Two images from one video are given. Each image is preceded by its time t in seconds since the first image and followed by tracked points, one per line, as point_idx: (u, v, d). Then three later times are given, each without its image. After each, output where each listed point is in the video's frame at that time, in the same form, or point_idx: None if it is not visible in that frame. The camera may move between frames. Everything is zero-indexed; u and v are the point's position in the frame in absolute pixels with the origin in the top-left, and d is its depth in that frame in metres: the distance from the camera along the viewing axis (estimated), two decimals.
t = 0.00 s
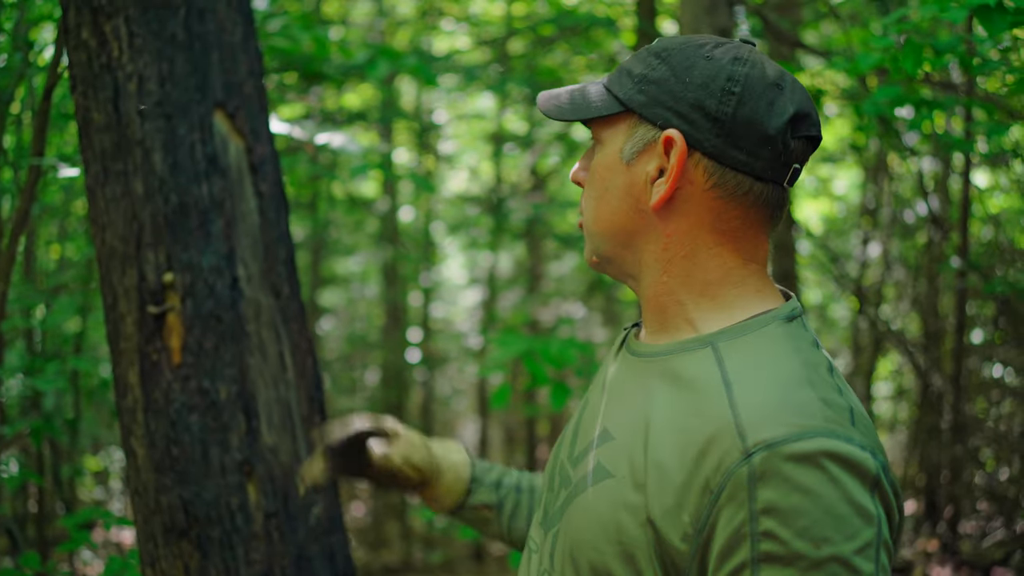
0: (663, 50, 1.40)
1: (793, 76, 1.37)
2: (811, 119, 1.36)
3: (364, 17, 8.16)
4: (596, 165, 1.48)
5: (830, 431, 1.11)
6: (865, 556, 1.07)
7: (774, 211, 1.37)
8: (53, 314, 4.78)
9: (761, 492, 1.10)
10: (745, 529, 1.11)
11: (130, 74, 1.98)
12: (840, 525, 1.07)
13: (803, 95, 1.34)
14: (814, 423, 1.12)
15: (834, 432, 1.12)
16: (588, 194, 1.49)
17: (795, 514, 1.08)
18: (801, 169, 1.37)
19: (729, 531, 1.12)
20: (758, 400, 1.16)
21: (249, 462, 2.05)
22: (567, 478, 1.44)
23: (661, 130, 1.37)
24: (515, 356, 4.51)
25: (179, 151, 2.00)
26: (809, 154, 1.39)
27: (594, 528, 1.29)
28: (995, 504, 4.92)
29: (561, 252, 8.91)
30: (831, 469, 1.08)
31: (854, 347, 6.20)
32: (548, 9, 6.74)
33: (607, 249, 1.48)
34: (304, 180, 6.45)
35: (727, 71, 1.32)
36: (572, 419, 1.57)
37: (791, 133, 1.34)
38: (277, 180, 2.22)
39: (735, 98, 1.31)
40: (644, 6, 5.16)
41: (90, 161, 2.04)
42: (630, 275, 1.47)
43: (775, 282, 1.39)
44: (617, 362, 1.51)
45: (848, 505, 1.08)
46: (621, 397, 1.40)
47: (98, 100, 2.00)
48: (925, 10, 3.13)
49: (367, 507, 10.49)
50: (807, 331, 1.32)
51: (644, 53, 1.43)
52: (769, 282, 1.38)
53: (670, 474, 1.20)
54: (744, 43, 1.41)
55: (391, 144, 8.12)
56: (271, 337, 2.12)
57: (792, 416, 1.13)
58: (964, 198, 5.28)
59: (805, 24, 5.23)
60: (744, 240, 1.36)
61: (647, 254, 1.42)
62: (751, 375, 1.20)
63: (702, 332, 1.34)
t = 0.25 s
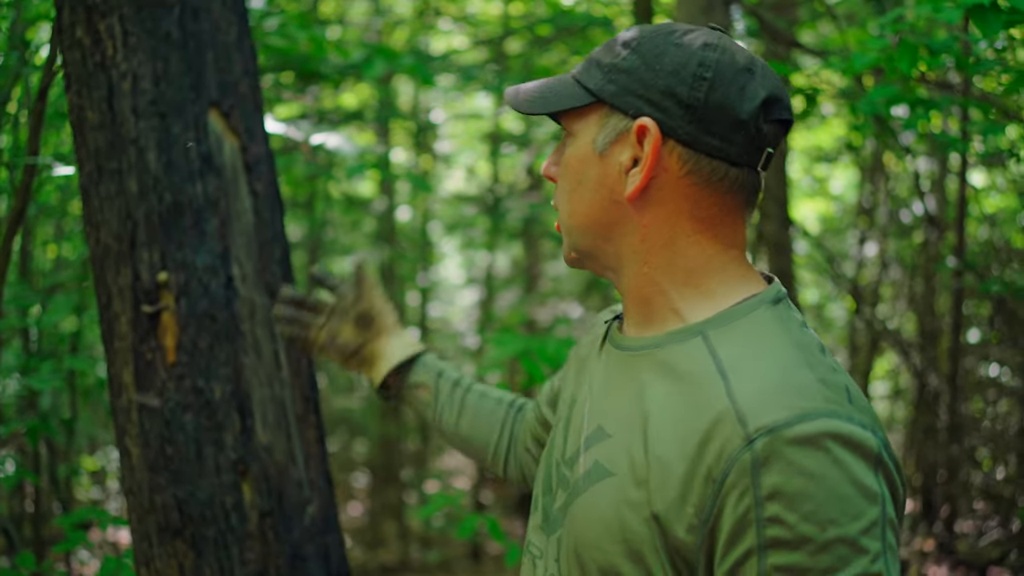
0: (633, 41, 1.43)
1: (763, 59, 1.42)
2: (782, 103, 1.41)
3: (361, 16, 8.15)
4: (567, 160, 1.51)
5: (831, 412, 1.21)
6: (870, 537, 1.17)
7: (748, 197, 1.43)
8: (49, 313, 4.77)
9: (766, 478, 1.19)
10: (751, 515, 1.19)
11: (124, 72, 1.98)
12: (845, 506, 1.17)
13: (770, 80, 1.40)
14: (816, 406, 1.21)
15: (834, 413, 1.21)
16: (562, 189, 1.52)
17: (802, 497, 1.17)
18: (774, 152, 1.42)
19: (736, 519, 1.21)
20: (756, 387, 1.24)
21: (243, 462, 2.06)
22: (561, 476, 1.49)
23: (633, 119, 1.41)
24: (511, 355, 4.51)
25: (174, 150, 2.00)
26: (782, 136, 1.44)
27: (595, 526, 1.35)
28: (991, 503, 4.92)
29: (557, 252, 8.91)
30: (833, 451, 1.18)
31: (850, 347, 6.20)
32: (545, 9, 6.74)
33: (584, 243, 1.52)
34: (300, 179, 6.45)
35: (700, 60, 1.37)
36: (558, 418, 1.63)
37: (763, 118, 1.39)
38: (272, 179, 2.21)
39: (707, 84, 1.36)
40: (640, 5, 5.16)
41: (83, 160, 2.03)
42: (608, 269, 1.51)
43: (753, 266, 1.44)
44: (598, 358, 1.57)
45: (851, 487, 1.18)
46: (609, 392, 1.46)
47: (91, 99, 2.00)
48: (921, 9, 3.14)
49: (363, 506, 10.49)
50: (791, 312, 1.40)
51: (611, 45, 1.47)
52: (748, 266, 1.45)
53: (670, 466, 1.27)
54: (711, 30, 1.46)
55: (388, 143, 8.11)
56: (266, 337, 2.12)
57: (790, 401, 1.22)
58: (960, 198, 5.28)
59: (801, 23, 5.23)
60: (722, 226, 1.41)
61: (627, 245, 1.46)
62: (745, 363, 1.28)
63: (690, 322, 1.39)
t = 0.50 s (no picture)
0: (594, 48, 1.53)
1: (732, 43, 1.49)
2: (755, 83, 1.47)
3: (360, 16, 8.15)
4: (554, 173, 1.61)
5: (834, 416, 1.26)
6: (885, 543, 1.22)
7: (742, 182, 1.49)
8: (48, 313, 4.77)
9: (769, 489, 1.24)
10: (755, 527, 1.25)
11: (124, 73, 1.98)
12: (854, 515, 1.21)
13: (739, 60, 1.47)
14: (820, 411, 1.26)
15: (838, 418, 1.25)
16: (554, 202, 1.62)
17: (806, 506, 1.22)
18: (759, 134, 1.48)
19: (738, 531, 1.26)
20: (758, 393, 1.29)
21: (242, 462, 2.05)
22: (569, 485, 1.56)
23: (605, 120, 1.50)
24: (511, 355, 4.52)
25: (173, 150, 2.00)
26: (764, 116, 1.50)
27: (602, 536, 1.42)
28: (990, 504, 4.93)
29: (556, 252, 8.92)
30: (839, 458, 1.23)
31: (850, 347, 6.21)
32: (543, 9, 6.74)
33: (578, 251, 1.60)
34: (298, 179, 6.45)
35: (658, 51, 1.46)
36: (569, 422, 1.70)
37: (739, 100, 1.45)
38: (272, 179, 2.21)
39: (674, 74, 1.44)
40: (639, 6, 5.17)
41: (83, 160, 2.04)
42: (606, 275, 1.59)
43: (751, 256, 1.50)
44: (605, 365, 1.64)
45: (857, 495, 1.22)
46: (615, 398, 1.52)
47: (91, 99, 2.00)
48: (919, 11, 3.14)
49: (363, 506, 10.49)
50: (793, 308, 1.45)
51: (576, 55, 1.57)
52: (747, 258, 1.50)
53: (672, 478, 1.33)
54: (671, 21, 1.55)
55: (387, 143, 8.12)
56: (265, 337, 2.12)
57: (792, 407, 1.26)
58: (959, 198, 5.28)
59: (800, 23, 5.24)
60: (715, 218, 1.47)
61: (620, 250, 1.54)
62: (747, 369, 1.33)
63: (692, 323, 1.46)
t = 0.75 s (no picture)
0: (626, 18, 1.56)
1: (769, 39, 1.52)
2: (782, 88, 1.51)
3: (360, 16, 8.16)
4: (566, 141, 1.68)
5: (802, 436, 1.27)
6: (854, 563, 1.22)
7: (750, 188, 1.55)
8: (47, 313, 4.78)
9: (729, 509, 1.26)
10: (715, 546, 1.27)
11: (123, 73, 1.98)
12: (816, 538, 1.22)
13: (770, 62, 1.50)
14: (789, 431, 1.27)
15: (808, 438, 1.27)
16: (560, 175, 1.69)
17: (766, 527, 1.24)
18: (778, 142, 1.53)
19: (701, 547, 1.29)
20: (728, 409, 1.32)
21: (242, 463, 2.05)
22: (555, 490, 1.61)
23: (619, 102, 1.55)
24: (511, 356, 4.52)
25: (173, 151, 2.00)
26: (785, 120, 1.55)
27: (577, 543, 1.47)
28: (990, 504, 4.89)
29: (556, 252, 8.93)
30: (806, 480, 1.24)
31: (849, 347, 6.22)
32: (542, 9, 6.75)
33: (580, 228, 1.69)
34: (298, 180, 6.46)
35: (688, 38, 1.49)
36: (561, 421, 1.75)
37: (763, 104, 1.50)
38: (272, 180, 2.21)
39: (698, 66, 1.47)
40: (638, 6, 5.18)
41: (83, 161, 2.04)
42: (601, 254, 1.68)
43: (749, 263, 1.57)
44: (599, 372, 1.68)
45: (822, 516, 1.23)
46: (605, 406, 1.56)
47: (91, 100, 2.00)
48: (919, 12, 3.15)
49: (362, 507, 10.49)
50: (784, 318, 1.49)
51: (607, 22, 1.60)
52: (745, 259, 1.57)
53: (639, 492, 1.37)
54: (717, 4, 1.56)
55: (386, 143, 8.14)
56: (265, 338, 2.12)
57: (761, 426, 1.28)
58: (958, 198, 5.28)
59: (799, 23, 5.24)
60: (713, 224, 1.54)
61: (619, 238, 1.63)
62: (721, 386, 1.36)
63: (676, 328, 1.52)
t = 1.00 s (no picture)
0: (609, 21, 1.43)
1: (739, 60, 1.40)
2: (752, 112, 1.41)
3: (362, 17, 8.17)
4: (530, 131, 1.54)
5: (744, 437, 1.22)
6: (781, 561, 1.19)
7: (703, 202, 1.44)
8: (50, 313, 4.78)
9: (673, 505, 1.20)
10: (658, 541, 1.21)
11: (125, 74, 1.99)
12: (753, 535, 1.18)
13: (740, 83, 1.39)
14: (730, 433, 1.21)
15: (749, 439, 1.21)
16: (520, 159, 1.56)
17: (707, 524, 1.18)
18: (737, 162, 1.42)
19: (643, 542, 1.23)
20: (674, 407, 1.25)
21: (243, 463, 2.06)
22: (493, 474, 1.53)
23: (590, 104, 1.44)
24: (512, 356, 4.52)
25: (174, 152, 2.01)
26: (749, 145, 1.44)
27: (515, 532, 1.39)
28: (993, 504, 4.86)
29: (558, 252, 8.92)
30: (746, 481, 1.19)
31: (852, 347, 6.21)
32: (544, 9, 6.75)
33: (531, 217, 1.56)
34: (299, 180, 6.45)
35: (664, 53, 1.37)
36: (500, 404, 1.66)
37: (728, 125, 1.39)
38: (272, 180, 2.21)
39: (669, 82, 1.37)
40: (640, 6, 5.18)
41: (84, 162, 2.04)
42: (553, 250, 1.56)
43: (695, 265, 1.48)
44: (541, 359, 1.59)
45: (759, 515, 1.18)
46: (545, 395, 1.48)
47: (92, 101, 2.01)
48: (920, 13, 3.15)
49: (364, 507, 10.50)
50: (726, 322, 1.39)
51: (587, 19, 1.46)
52: (690, 266, 1.47)
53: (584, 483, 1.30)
54: (694, 18, 1.44)
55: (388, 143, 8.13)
56: (266, 339, 2.12)
57: (703, 425, 1.22)
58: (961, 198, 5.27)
59: (801, 23, 5.24)
60: (668, 232, 1.44)
61: (569, 232, 1.51)
62: (665, 382, 1.28)
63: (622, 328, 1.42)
